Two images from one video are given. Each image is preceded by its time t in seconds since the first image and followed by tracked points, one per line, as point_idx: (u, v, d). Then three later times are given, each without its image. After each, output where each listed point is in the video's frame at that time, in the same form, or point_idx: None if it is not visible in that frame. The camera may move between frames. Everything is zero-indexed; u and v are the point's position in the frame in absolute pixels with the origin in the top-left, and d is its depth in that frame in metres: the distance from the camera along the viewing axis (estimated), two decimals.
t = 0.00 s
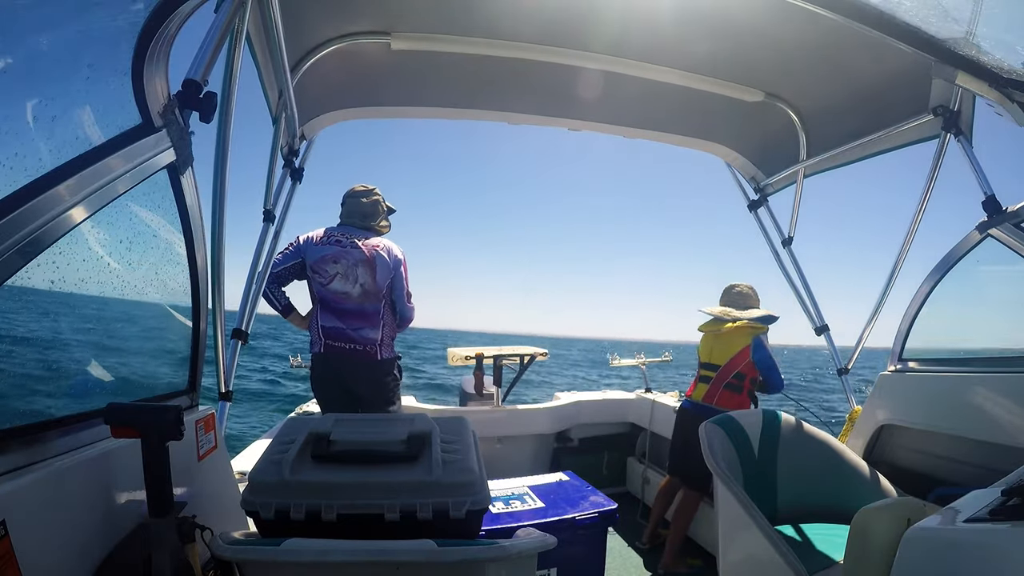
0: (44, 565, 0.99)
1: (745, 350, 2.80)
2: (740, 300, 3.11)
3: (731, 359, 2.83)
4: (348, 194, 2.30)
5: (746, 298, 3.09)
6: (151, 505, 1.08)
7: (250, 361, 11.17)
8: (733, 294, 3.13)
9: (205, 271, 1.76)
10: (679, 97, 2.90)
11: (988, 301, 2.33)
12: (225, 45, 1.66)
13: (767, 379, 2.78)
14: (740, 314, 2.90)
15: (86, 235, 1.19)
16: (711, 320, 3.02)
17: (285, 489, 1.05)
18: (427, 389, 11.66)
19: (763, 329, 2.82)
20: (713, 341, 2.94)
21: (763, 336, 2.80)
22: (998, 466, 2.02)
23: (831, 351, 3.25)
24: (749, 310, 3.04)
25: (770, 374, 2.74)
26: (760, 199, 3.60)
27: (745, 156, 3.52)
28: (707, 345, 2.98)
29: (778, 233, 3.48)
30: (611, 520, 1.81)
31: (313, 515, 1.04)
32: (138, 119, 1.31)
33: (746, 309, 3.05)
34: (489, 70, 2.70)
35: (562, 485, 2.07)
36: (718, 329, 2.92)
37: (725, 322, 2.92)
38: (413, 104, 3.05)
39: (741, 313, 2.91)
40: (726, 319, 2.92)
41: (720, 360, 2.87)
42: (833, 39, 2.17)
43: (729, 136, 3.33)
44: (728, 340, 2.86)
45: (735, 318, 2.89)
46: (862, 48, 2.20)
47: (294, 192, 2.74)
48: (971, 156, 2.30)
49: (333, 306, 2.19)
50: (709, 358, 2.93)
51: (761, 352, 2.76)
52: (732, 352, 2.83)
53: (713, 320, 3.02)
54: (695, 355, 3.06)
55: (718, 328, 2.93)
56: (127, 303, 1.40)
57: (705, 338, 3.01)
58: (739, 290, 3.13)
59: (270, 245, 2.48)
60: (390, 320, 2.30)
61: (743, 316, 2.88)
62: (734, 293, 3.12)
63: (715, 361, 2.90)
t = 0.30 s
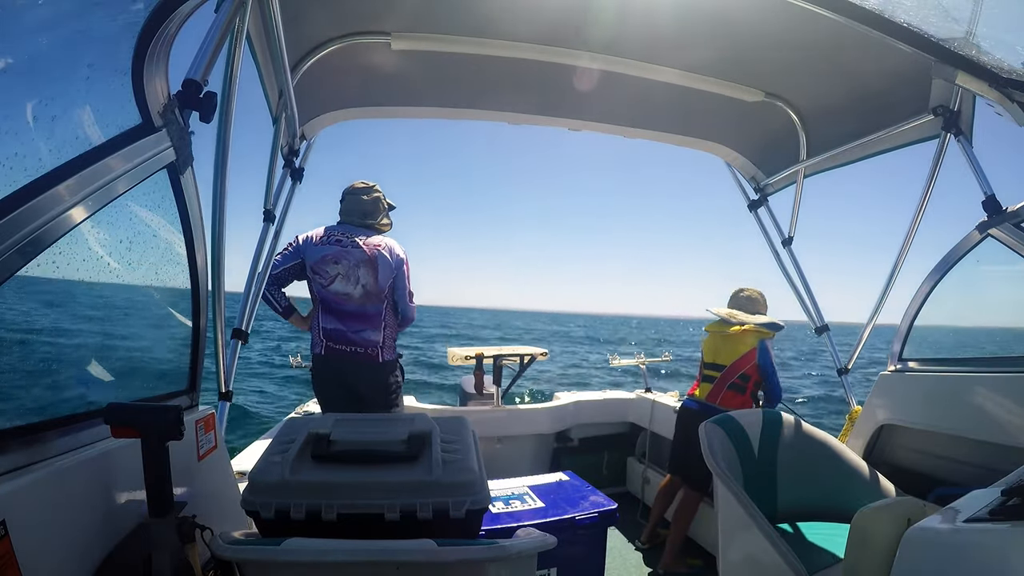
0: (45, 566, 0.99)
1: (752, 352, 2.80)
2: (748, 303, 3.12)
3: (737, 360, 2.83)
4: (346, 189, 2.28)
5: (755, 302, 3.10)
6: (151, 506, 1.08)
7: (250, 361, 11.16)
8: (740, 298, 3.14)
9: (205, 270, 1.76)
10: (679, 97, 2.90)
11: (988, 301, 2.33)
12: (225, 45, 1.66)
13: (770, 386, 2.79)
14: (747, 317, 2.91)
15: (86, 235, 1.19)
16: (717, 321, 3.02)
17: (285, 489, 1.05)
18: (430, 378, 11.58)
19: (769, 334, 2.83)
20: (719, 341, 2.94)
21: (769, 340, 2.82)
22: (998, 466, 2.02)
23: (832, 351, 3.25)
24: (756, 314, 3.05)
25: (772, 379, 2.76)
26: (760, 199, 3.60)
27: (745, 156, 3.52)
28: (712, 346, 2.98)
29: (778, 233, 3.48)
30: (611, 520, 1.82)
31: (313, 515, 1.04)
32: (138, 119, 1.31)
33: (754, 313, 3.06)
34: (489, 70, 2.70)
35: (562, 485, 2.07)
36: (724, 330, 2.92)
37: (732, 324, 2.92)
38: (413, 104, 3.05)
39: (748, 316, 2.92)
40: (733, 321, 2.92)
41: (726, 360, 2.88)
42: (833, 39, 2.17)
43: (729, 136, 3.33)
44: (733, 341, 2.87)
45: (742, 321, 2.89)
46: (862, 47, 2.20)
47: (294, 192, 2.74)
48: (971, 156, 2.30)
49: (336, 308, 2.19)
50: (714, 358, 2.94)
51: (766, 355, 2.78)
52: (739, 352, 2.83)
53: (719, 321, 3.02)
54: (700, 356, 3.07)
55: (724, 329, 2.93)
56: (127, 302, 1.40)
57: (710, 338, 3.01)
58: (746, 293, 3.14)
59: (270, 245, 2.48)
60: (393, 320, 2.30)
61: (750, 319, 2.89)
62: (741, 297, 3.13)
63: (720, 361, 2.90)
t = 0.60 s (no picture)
0: (45, 566, 0.99)
1: (752, 352, 2.80)
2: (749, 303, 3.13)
3: (737, 359, 2.83)
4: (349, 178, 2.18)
5: (758, 304, 3.10)
6: (151, 506, 1.08)
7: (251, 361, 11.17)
8: (742, 299, 3.15)
9: (205, 270, 1.76)
10: (679, 97, 2.90)
11: (988, 301, 2.33)
12: (224, 45, 1.66)
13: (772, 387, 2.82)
14: (749, 317, 2.90)
15: (86, 235, 1.19)
16: (719, 320, 3.01)
17: (286, 489, 1.05)
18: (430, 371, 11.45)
19: (770, 335, 2.83)
20: (720, 341, 2.94)
21: (768, 341, 2.82)
22: (998, 467, 2.02)
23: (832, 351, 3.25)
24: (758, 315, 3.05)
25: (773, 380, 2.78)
26: (760, 199, 3.60)
27: (745, 156, 3.53)
28: (713, 346, 2.98)
29: (778, 233, 3.48)
30: (611, 520, 1.82)
31: (313, 515, 1.04)
32: (139, 119, 1.31)
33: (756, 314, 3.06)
34: (489, 70, 2.70)
35: (562, 485, 2.07)
36: (725, 329, 2.91)
37: (734, 324, 2.91)
38: (413, 103, 3.05)
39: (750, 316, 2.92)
40: (735, 321, 2.91)
41: (726, 359, 2.88)
42: (834, 39, 2.17)
43: (728, 136, 3.33)
44: (734, 341, 2.87)
45: (744, 321, 2.88)
46: (862, 47, 2.20)
47: (294, 192, 2.74)
48: (971, 156, 2.30)
49: (354, 312, 2.20)
50: (714, 357, 2.93)
51: (766, 356, 2.78)
52: (739, 352, 2.83)
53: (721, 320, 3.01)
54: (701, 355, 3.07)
55: (726, 329, 2.92)
56: (127, 302, 1.40)
57: (711, 337, 3.01)
58: (749, 294, 3.14)
59: (270, 244, 2.48)
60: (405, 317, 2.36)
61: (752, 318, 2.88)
62: (743, 299, 3.14)
63: (719, 360, 2.90)
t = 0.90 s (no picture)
0: (45, 565, 0.99)
1: (753, 353, 2.81)
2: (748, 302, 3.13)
3: (738, 360, 2.84)
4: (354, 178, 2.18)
5: (759, 303, 3.10)
6: (152, 506, 1.08)
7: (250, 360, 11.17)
8: (741, 298, 3.15)
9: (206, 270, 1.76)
10: (679, 97, 2.90)
11: (988, 301, 2.33)
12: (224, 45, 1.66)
13: (767, 387, 2.81)
14: (749, 317, 2.90)
15: (86, 235, 1.19)
16: (720, 320, 3.01)
17: (286, 489, 1.05)
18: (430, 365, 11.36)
19: (769, 335, 2.84)
20: (720, 341, 2.94)
21: (769, 342, 2.83)
22: (998, 467, 2.02)
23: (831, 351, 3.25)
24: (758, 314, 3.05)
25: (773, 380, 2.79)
26: (760, 199, 3.60)
27: (745, 156, 3.53)
28: (713, 345, 2.98)
29: (778, 233, 3.48)
30: (611, 520, 1.82)
31: (313, 515, 1.04)
32: (138, 119, 1.31)
33: (757, 314, 3.06)
34: (489, 70, 2.70)
35: (562, 485, 2.07)
36: (726, 330, 2.91)
37: (735, 323, 2.91)
38: (413, 104, 3.05)
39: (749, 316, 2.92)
40: (736, 320, 2.91)
41: (727, 359, 2.87)
42: (834, 39, 2.17)
43: (728, 136, 3.33)
44: (734, 342, 2.87)
45: (745, 321, 2.88)
46: (861, 47, 2.20)
47: (294, 192, 2.74)
48: (970, 156, 2.30)
49: (363, 311, 2.20)
50: (715, 357, 2.93)
51: (766, 357, 2.80)
52: (740, 352, 2.84)
53: (722, 319, 3.02)
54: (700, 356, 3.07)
55: (727, 329, 2.92)
56: (127, 301, 1.40)
57: (711, 337, 3.01)
58: (748, 293, 3.14)
59: (270, 244, 2.48)
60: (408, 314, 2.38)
61: (752, 318, 2.88)
62: (742, 298, 3.14)
63: (720, 361, 2.90)
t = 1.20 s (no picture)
0: (45, 565, 0.99)
1: (744, 352, 2.81)
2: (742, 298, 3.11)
3: (730, 361, 2.83)
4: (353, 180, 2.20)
5: (752, 297, 3.08)
6: (152, 506, 1.08)
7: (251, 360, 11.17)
8: (734, 293, 3.13)
9: (205, 270, 1.76)
10: (679, 97, 2.90)
11: (989, 301, 2.33)
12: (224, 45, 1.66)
13: (761, 386, 2.82)
14: (739, 313, 2.89)
15: (86, 235, 1.19)
16: (711, 318, 3.01)
17: (286, 489, 1.05)
18: (427, 371, 11.24)
19: (761, 330, 2.82)
20: (712, 341, 2.93)
21: (761, 338, 2.82)
22: (998, 467, 2.02)
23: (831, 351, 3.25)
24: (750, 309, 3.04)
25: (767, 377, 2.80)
26: (760, 199, 3.60)
27: (745, 156, 3.53)
28: (705, 345, 2.98)
29: (778, 233, 3.48)
30: (611, 520, 1.82)
31: (313, 515, 1.04)
32: (138, 119, 1.31)
33: (748, 308, 3.05)
34: (490, 70, 2.70)
35: (562, 485, 2.07)
36: (716, 329, 2.92)
37: (726, 322, 2.91)
38: (413, 104, 3.05)
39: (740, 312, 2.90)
40: (726, 318, 2.91)
41: (719, 361, 2.87)
42: (834, 39, 2.17)
43: (728, 136, 3.33)
44: (726, 341, 2.87)
45: (734, 318, 2.88)
46: (861, 47, 2.20)
47: (294, 192, 2.74)
48: (970, 156, 2.30)
49: (357, 313, 2.19)
50: (707, 358, 2.93)
51: (759, 354, 2.80)
52: (732, 352, 2.84)
53: (713, 317, 3.01)
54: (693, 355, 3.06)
55: (717, 328, 2.92)
56: (127, 302, 1.40)
57: (703, 337, 3.01)
58: (740, 288, 3.12)
59: (270, 245, 2.48)
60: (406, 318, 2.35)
61: (743, 315, 2.87)
62: (734, 293, 3.13)
63: (712, 361, 2.90)
